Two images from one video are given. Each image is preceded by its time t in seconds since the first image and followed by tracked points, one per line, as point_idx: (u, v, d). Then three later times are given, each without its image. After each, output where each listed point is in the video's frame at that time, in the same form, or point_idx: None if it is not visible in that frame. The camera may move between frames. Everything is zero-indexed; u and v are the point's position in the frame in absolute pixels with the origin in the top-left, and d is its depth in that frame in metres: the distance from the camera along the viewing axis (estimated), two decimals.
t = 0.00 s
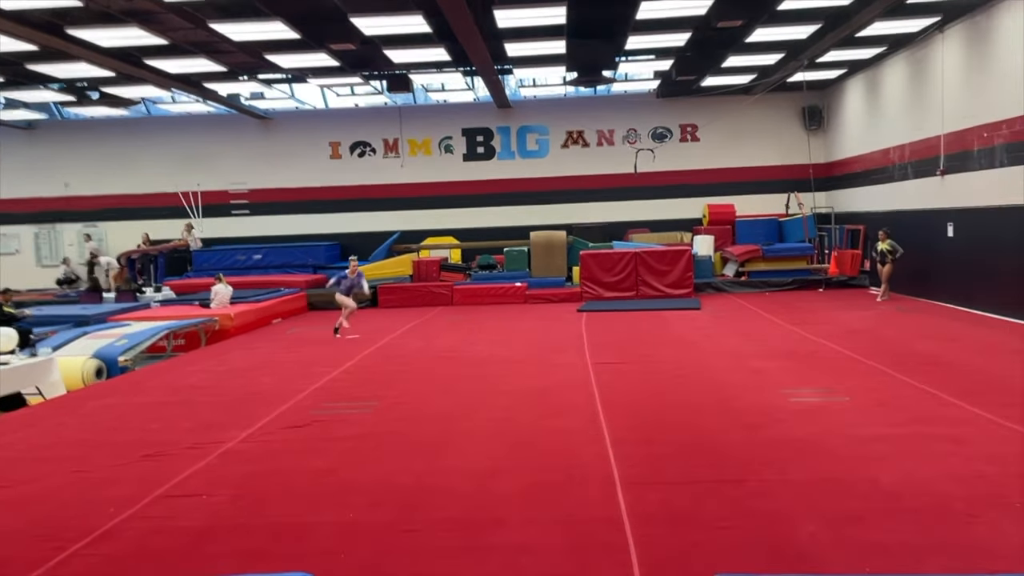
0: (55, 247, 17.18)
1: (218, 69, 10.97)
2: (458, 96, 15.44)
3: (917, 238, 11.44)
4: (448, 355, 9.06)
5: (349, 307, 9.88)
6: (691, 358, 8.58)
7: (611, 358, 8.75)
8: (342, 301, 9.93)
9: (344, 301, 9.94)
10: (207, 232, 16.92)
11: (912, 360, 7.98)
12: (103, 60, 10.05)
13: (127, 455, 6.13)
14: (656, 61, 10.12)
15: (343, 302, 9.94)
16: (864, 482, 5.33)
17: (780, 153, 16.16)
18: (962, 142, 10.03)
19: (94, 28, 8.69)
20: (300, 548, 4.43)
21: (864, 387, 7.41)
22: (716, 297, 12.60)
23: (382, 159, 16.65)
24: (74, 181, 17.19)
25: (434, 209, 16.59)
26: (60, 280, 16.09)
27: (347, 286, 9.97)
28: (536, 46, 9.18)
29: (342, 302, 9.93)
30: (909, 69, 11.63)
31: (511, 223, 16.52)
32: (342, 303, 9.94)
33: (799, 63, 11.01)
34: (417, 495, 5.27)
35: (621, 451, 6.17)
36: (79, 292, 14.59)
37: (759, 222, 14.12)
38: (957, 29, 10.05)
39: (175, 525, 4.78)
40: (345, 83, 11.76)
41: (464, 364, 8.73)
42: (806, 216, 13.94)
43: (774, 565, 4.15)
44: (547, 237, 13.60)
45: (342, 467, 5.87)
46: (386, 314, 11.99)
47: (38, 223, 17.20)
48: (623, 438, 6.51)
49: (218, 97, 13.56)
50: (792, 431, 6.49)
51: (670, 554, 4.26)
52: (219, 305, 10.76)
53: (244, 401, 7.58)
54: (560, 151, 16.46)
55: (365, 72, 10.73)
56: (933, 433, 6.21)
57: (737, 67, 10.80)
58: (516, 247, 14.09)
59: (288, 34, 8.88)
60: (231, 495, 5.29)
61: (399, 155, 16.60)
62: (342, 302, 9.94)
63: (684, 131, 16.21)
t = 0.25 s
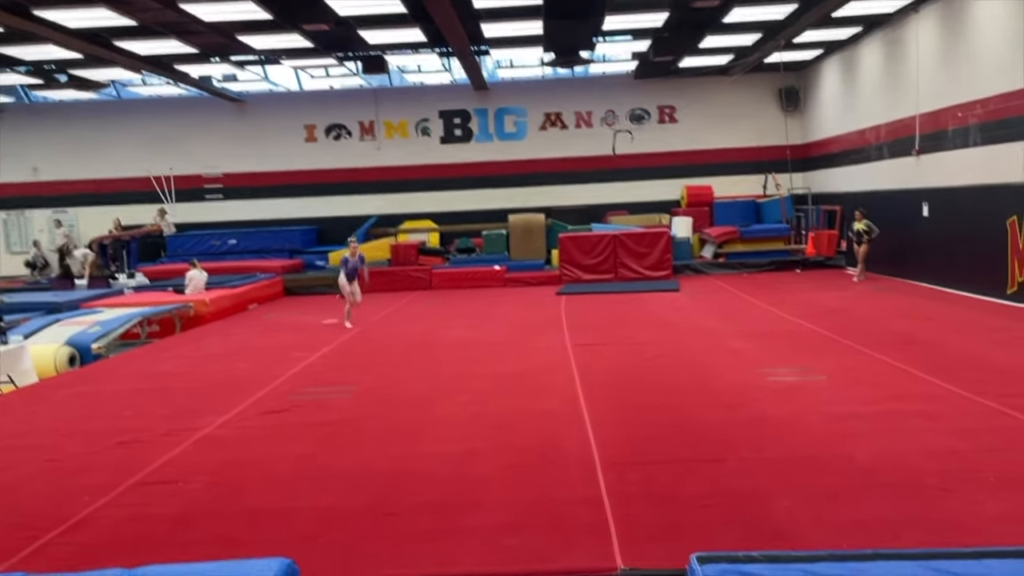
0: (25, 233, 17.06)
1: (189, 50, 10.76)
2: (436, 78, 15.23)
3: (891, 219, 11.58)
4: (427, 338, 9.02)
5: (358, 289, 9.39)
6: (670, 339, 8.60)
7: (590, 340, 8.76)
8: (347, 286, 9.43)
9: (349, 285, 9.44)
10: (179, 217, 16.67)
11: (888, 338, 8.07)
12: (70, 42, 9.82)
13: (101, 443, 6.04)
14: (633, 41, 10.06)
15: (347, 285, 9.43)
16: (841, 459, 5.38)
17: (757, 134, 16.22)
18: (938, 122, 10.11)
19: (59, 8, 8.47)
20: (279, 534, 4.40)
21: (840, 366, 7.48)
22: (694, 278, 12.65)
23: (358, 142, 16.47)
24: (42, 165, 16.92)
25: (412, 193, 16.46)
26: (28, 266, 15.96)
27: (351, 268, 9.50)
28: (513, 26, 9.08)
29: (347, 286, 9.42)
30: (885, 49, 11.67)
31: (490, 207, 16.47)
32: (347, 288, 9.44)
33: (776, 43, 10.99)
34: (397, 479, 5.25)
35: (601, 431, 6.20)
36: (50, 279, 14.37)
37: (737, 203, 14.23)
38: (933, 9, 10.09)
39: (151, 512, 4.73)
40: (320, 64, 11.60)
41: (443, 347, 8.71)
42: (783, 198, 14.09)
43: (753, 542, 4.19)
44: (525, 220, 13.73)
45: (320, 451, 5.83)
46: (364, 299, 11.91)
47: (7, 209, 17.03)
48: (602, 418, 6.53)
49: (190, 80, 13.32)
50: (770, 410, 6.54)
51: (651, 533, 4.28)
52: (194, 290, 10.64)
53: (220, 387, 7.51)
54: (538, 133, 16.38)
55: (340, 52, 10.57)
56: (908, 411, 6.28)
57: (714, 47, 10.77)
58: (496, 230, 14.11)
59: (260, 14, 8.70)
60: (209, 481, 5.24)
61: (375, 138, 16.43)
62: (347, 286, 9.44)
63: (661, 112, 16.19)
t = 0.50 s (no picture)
0: None
1: (150, 40, 10.59)
2: (400, 68, 15.19)
3: (851, 208, 11.83)
4: (394, 331, 9.02)
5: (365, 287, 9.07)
6: (637, 329, 8.69)
7: (559, 331, 8.82)
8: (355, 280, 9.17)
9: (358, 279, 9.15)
10: (141, 210, 16.43)
11: (850, 326, 8.23)
12: (27, 32, 9.61)
13: (64, 440, 5.97)
14: (599, 33, 10.10)
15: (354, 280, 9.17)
16: (803, 446, 5.49)
17: (722, 126, 16.41)
18: (897, 114, 10.32)
19: None
20: (246, 528, 4.38)
21: (804, 354, 7.62)
22: (661, 269, 12.79)
23: (324, 133, 16.33)
24: None
25: (380, 185, 16.39)
26: None
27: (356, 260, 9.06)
28: (479, 17, 9.07)
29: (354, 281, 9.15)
30: (846, 41, 11.86)
31: (458, 198, 16.46)
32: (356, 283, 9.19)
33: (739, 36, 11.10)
34: (365, 472, 5.25)
35: (569, 422, 6.25)
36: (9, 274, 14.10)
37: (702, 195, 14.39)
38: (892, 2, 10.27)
39: (116, 509, 4.69)
40: (285, 55, 11.49)
41: (411, 339, 8.70)
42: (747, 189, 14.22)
43: (717, 529, 4.27)
44: (493, 211, 13.70)
45: (288, 445, 5.82)
46: (331, 291, 11.86)
47: None
48: (570, 409, 6.58)
49: (151, 71, 13.12)
50: (735, 399, 6.64)
51: (619, 522, 4.34)
52: (157, 284, 10.53)
53: (186, 382, 7.44)
54: (505, 124, 16.38)
55: (305, 43, 10.47)
56: (868, 398, 6.42)
57: (679, 40, 10.84)
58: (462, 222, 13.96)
59: (222, 4, 8.59)
60: (175, 477, 5.20)
61: (341, 129, 16.31)
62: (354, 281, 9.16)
63: (627, 104, 16.29)
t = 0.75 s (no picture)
0: None
1: (105, 41, 10.39)
2: (362, 71, 15.16)
3: (805, 209, 12.18)
4: (356, 336, 8.95)
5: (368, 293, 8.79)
6: (600, 332, 8.73)
7: (522, 334, 8.82)
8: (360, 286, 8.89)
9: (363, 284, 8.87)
10: (95, 214, 16.08)
11: (808, 328, 8.36)
12: None
13: (13, 450, 5.80)
14: (562, 39, 10.15)
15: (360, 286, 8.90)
16: (763, 447, 5.55)
17: (682, 130, 16.67)
18: (852, 120, 10.76)
19: None
20: (204, 538, 4.30)
21: (764, 356, 7.72)
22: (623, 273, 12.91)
23: (284, 136, 16.21)
24: None
25: (341, 188, 16.29)
26: None
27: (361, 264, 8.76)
28: (441, 21, 9.06)
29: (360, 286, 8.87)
30: (801, 49, 12.30)
31: (422, 202, 16.42)
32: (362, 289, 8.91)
33: (699, 42, 11.25)
34: (326, 479, 5.19)
35: (532, 426, 6.25)
36: None
37: (663, 197, 14.47)
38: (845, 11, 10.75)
39: (68, 521, 4.56)
40: (244, 57, 11.36)
41: (373, 344, 8.64)
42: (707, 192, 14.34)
43: (678, 531, 4.29)
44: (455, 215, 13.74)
45: (247, 453, 5.73)
46: (292, 296, 11.74)
47: None
48: (533, 413, 6.58)
49: (104, 72, 12.90)
50: (696, 401, 6.70)
51: (581, 526, 4.34)
52: (112, 290, 10.34)
53: (143, 389, 7.29)
54: (467, 128, 16.42)
55: (264, 46, 10.37)
56: (826, 399, 6.52)
57: (640, 45, 10.94)
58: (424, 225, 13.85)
59: (180, 5, 8.46)
60: (130, 487, 5.08)
61: (301, 132, 16.19)
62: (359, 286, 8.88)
63: (589, 108, 16.45)
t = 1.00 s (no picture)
0: None
1: (42, 44, 10.10)
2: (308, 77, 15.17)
3: (753, 224, 12.63)
4: (303, 347, 8.81)
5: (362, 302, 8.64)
6: (551, 342, 8.74)
7: (472, 345, 8.79)
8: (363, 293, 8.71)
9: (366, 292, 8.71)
10: (31, 222, 15.57)
11: (754, 338, 8.47)
12: None
13: None
14: (512, 49, 10.19)
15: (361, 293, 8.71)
16: (710, 455, 5.60)
17: (630, 141, 16.99)
18: (795, 133, 11.20)
19: None
20: (143, 557, 4.15)
21: (712, 365, 7.80)
22: (574, 282, 12.99)
23: (230, 143, 15.98)
24: None
25: (290, 197, 16.12)
26: None
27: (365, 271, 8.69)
28: (389, 30, 9.04)
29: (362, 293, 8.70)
30: (747, 63, 12.74)
31: (374, 211, 16.32)
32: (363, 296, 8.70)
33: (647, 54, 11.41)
34: (271, 493, 5.07)
35: (481, 437, 6.21)
36: None
37: (613, 208, 14.84)
38: (789, 27, 11.25)
39: None
40: (188, 63, 11.17)
41: (321, 356, 8.51)
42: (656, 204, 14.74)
43: (627, 540, 4.30)
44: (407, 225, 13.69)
45: (189, 467, 5.57)
46: (238, 306, 11.53)
47: None
48: (483, 424, 6.54)
49: (42, 76, 12.57)
50: (646, 410, 6.74)
51: (530, 537, 4.31)
52: (48, 300, 10.02)
53: (81, 403, 7.05)
54: (418, 137, 16.41)
55: (209, 51, 10.21)
56: (771, 407, 6.61)
57: (589, 57, 11.04)
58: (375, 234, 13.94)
59: (120, 9, 8.28)
60: (65, 505, 4.90)
61: (247, 140, 15.98)
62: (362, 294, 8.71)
63: (539, 119, 16.64)
